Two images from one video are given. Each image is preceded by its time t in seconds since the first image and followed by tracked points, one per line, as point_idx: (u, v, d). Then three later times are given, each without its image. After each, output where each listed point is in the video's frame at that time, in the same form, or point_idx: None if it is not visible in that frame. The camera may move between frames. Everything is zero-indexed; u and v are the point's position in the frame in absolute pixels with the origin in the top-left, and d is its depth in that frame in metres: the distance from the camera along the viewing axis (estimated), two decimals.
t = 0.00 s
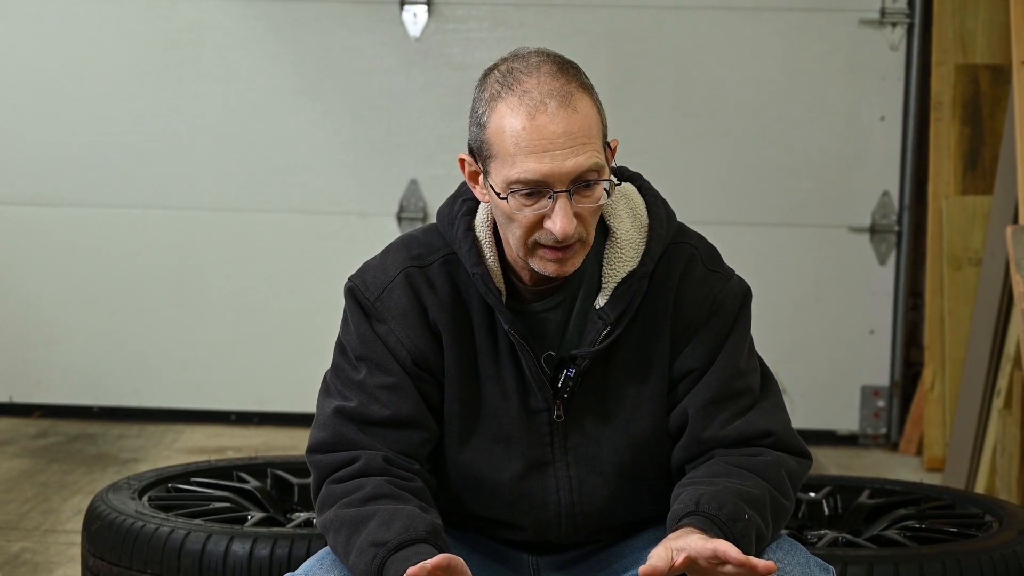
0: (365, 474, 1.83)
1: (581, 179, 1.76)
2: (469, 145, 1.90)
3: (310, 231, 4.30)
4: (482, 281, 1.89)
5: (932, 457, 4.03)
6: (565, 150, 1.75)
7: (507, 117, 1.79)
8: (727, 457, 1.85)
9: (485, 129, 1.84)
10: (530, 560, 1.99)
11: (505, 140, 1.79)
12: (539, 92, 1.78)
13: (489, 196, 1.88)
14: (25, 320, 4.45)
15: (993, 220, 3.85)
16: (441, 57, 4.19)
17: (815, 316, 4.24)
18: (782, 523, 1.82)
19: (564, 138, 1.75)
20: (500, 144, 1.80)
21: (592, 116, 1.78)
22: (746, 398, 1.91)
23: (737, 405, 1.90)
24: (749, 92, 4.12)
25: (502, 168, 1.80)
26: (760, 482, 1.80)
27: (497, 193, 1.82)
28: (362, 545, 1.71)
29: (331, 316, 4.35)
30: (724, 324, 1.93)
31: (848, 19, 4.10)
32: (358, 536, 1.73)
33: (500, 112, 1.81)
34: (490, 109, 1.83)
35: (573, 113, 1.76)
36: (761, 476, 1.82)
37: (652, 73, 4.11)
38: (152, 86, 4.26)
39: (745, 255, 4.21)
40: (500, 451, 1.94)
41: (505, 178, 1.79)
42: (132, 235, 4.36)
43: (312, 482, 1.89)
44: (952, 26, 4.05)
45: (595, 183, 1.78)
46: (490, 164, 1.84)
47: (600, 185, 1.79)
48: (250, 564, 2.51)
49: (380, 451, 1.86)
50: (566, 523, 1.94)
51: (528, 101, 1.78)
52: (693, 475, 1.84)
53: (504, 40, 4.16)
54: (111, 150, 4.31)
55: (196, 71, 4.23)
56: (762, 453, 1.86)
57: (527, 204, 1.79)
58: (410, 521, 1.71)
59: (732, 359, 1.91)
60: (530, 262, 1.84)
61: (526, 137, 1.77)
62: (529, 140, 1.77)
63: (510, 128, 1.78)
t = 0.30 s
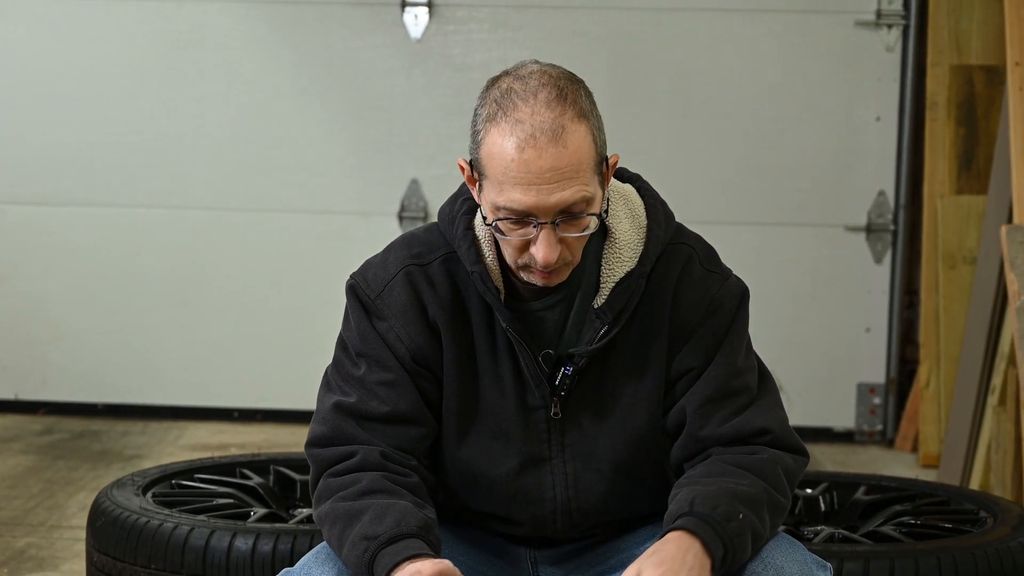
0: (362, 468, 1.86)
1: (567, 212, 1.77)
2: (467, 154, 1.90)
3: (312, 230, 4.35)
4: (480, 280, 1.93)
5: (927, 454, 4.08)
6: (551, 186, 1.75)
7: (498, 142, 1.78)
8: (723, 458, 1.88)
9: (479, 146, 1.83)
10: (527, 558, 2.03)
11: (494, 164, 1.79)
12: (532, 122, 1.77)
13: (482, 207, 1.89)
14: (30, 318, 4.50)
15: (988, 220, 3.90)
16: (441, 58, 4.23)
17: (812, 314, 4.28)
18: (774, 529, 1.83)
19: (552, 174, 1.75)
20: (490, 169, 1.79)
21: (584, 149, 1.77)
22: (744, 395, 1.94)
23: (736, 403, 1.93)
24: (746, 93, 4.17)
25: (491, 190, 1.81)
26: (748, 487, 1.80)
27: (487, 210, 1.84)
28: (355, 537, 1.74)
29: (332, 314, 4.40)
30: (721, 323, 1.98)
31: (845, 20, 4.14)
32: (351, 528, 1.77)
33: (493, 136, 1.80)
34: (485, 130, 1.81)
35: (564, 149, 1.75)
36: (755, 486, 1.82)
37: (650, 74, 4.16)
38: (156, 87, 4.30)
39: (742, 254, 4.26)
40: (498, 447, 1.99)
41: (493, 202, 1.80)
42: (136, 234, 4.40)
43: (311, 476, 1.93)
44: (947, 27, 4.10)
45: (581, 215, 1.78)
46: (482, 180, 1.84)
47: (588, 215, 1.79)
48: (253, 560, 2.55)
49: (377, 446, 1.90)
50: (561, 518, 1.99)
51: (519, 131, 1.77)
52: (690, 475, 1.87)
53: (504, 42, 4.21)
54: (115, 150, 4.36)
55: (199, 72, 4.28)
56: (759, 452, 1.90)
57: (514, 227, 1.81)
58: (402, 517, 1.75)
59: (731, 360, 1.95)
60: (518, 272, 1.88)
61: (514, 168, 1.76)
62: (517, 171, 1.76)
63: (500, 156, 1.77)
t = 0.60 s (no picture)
0: (357, 460, 1.90)
1: (543, 209, 1.80)
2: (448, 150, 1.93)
3: (314, 229, 4.39)
4: (468, 276, 1.95)
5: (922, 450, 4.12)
6: (526, 184, 1.78)
7: (475, 140, 1.81)
8: (685, 453, 1.87)
9: (458, 144, 1.86)
10: (529, 553, 2.08)
11: (471, 162, 1.81)
12: (508, 119, 1.80)
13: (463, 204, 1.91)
14: (35, 316, 4.55)
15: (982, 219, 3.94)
16: (442, 60, 4.28)
17: (808, 313, 4.33)
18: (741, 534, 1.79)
19: (527, 172, 1.77)
20: (467, 166, 1.82)
21: (559, 147, 1.80)
22: (715, 382, 1.92)
23: (703, 392, 1.91)
24: (743, 93, 4.22)
25: (468, 187, 1.83)
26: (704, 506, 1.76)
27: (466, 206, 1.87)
28: (348, 524, 1.79)
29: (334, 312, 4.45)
30: (697, 313, 1.97)
31: (841, 22, 4.19)
32: (346, 516, 1.82)
33: (469, 134, 1.82)
34: (463, 129, 1.84)
35: (539, 146, 1.78)
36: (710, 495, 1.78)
37: (648, 75, 4.21)
38: (160, 88, 4.35)
39: (740, 252, 4.31)
40: (492, 440, 2.00)
41: (470, 199, 1.83)
42: (140, 233, 4.45)
43: (311, 471, 1.97)
44: (942, 29, 4.15)
45: (557, 212, 1.82)
46: (461, 177, 1.87)
47: (564, 212, 1.82)
48: (256, 556, 2.57)
49: (373, 439, 1.93)
50: (559, 508, 2.01)
51: (495, 129, 1.80)
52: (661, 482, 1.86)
53: (504, 43, 4.25)
54: (120, 151, 4.41)
55: (203, 73, 4.33)
56: (725, 440, 1.87)
57: (492, 224, 1.84)
58: (393, 502, 1.79)
59: (700, 348, 1.93)
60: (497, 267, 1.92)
61: (490, 165, 1.79)
62: (493, 168, 1.79)
63: (476, 154, 1.80)
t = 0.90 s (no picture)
0: (350, 457, 1.88)
1: (540, 206, 1.81)
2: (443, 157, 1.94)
3: (316, 228, 4.44)
4: (456, 280, 1.93)
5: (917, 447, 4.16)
6: (524, 179, 1.78)
7: (473, 139, 1.82)
8: (620, 484, 1.86)
9: (454, 146, 1.87)
10: (524, 559, 2.03)
11: (468, 161, 1.82)
12: (505, 117, 1.81)
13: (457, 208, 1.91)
14: (41, 315, 4.60)
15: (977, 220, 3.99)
16: (443, 61, 4.33)
17: (805, 311, 4.38)
18: None
19: (525, 167, 1.78)
20: (465, 165, 1.83)
21: (556, 143, 1.81)
22: (672, 415, 1.89)
23: (657, 422, 1.89)
24: (740, 94, 4.26)
25: (466, 187, 1.84)
26: (634, 564, 1.74)
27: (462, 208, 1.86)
28: (339, 524, 1.76)
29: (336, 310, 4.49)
30: (673, 339, 1.93)
31: (837, 24, 4.24)
32: (338, 516, 1.78)
33: (467, 133, 1.84)
34: (460, 129, 1.85)
35: (536, 142, 1.79)
36: (634, 546, 1.76)
37: (646, 77, 4.26)
38: (165, 89, 4.40)
39: (737, 251, 4.35)
40: (478, 442, 1.98)
41: (468, 198, 1.83)
42: (145, 232, 4.50)
43: (304, 467, 1.95)
44: (937, 30, 4.20)
45: (554, 209, 1.82)
46: (457, 180, 1.88)
47: (561, 210, 1.83)
48: (259, 551, 2.59)
49: (365, 435, 1.92)
50: (545, 509, 1.99)
51: (492, 126, 1.81)
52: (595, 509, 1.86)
53: (504, 44, 4.30)
54: (125, 151, 4.45)
55: (207, 75, 4.37)
56: (663, 480, 1.86)
57: (489, 223, 1.84)
58: (383, 500, 1.76)
59: (664, 378, 1.90)
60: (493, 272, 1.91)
61: (489, 162, 1.79)
62: (491, 165, 1.80)
63: (474, 151, 1.81)
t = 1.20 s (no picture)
0: (339, 453, 1.93)
1: (543, 178, 1.84)
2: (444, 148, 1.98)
3: (318, 228, 4.49)
4: (453, 281, 1.96)
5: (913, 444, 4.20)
6: (527, 150, 1.82)
7: (475, 118, 1.87)
8: (617, 487, 1.89)
9: (456, 128, 1.91)
10: (520, 555, 2.08)
11: (472, 139, 1.86)
12: (506, 93, 1.86)
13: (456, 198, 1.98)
14: (46, 313, 4.65)
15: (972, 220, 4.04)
16: (444, 61, 4.37)
17: (801, 309, 4.43)
18: None
19: (528, 139, 1.82)
20: (469, 143, 1.87)
21: (556, 119, 1.85)
22: (669, 417, 1.92)
23: (655, 424, 1.92)
24: (737, 95, 4.31)
25: (469, 166, 1.87)
26: (631, 567, 1.78)
27: (465, 190, 1.89)
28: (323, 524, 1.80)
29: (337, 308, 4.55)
30: (670, 339, 1.95)
31: (834, 25, 4.29)
32: (324, 515, 1.83)
33: (469, 111, 1.88)
34: (461, 110, 1.90)
35: (538, 115, 1.84)
36: (631, 549, 1.79)
37: (644, 77, 4.31)
38: (168, 89, 4.44)
39: (735, 250, 4.40)
40: (472, 440, 2.02)
41: (471, 175, 1.87)
42: (148, 231, 4.54)
43: (300, 460, 2.01)
44: (933, 31, 4.24)
45: (556, 183, 1.85)
46: (460, 164, 1.91)
47: (562, 185, 1.86)
48: (261, 546, 2.61)
49: (357, 433, 1.96)
50: (537, 506, 2.03)
51: (495, 102, 1.86)
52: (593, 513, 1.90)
53: (503, 46, 4.34)
54: (129, 152, 4.50)
55: (210, 76, 4.42)
56: (660, 483, 1.88)
57: (492, 201, 1.86)
58: (358, 496, 1.79)
59: (660, 381, 1.93)
60: (494, 257, 1.91)
61: (492, 135, 1.84)
62: (495, 139, 1.84)
63: (477, 127, 1.86)
